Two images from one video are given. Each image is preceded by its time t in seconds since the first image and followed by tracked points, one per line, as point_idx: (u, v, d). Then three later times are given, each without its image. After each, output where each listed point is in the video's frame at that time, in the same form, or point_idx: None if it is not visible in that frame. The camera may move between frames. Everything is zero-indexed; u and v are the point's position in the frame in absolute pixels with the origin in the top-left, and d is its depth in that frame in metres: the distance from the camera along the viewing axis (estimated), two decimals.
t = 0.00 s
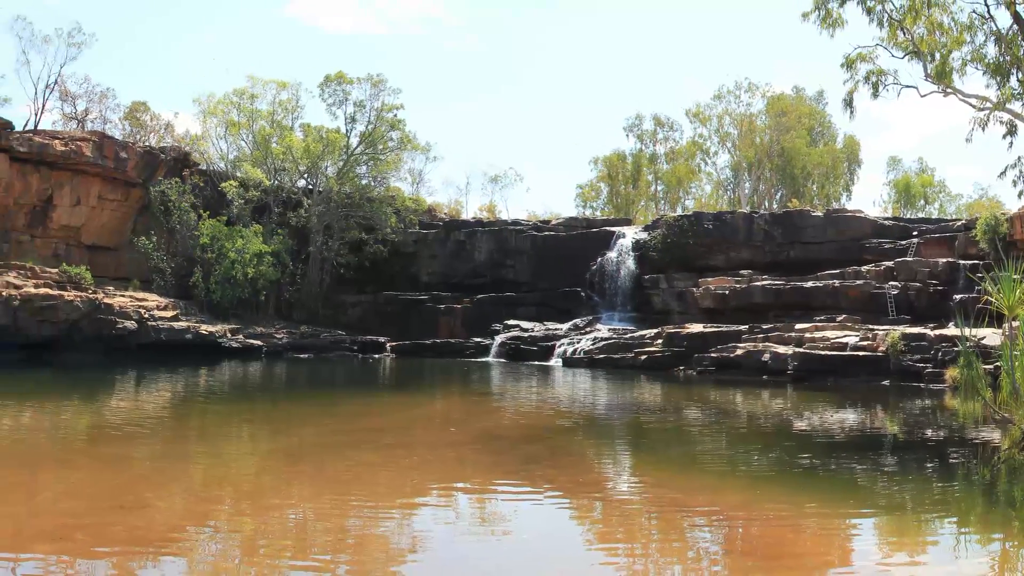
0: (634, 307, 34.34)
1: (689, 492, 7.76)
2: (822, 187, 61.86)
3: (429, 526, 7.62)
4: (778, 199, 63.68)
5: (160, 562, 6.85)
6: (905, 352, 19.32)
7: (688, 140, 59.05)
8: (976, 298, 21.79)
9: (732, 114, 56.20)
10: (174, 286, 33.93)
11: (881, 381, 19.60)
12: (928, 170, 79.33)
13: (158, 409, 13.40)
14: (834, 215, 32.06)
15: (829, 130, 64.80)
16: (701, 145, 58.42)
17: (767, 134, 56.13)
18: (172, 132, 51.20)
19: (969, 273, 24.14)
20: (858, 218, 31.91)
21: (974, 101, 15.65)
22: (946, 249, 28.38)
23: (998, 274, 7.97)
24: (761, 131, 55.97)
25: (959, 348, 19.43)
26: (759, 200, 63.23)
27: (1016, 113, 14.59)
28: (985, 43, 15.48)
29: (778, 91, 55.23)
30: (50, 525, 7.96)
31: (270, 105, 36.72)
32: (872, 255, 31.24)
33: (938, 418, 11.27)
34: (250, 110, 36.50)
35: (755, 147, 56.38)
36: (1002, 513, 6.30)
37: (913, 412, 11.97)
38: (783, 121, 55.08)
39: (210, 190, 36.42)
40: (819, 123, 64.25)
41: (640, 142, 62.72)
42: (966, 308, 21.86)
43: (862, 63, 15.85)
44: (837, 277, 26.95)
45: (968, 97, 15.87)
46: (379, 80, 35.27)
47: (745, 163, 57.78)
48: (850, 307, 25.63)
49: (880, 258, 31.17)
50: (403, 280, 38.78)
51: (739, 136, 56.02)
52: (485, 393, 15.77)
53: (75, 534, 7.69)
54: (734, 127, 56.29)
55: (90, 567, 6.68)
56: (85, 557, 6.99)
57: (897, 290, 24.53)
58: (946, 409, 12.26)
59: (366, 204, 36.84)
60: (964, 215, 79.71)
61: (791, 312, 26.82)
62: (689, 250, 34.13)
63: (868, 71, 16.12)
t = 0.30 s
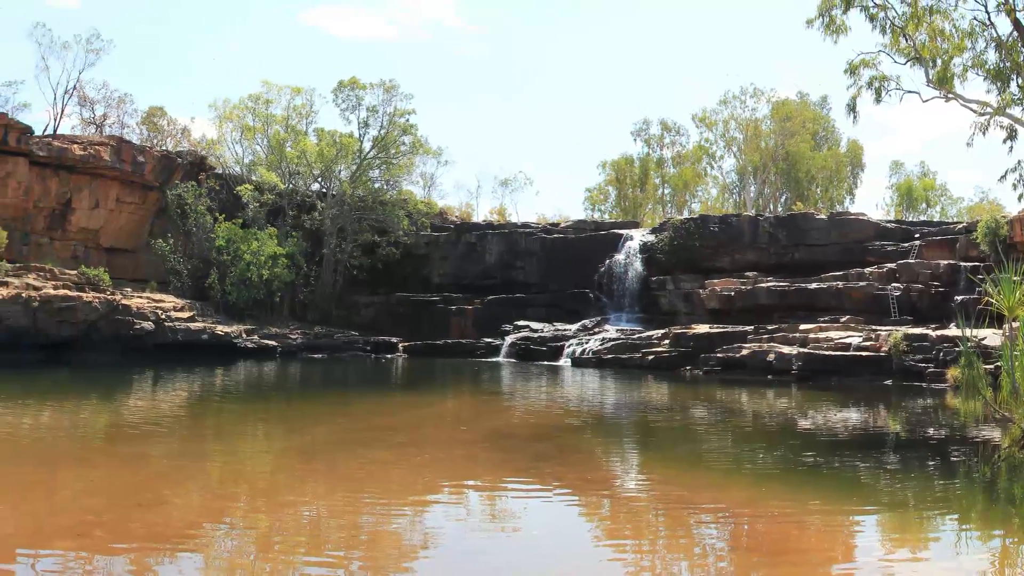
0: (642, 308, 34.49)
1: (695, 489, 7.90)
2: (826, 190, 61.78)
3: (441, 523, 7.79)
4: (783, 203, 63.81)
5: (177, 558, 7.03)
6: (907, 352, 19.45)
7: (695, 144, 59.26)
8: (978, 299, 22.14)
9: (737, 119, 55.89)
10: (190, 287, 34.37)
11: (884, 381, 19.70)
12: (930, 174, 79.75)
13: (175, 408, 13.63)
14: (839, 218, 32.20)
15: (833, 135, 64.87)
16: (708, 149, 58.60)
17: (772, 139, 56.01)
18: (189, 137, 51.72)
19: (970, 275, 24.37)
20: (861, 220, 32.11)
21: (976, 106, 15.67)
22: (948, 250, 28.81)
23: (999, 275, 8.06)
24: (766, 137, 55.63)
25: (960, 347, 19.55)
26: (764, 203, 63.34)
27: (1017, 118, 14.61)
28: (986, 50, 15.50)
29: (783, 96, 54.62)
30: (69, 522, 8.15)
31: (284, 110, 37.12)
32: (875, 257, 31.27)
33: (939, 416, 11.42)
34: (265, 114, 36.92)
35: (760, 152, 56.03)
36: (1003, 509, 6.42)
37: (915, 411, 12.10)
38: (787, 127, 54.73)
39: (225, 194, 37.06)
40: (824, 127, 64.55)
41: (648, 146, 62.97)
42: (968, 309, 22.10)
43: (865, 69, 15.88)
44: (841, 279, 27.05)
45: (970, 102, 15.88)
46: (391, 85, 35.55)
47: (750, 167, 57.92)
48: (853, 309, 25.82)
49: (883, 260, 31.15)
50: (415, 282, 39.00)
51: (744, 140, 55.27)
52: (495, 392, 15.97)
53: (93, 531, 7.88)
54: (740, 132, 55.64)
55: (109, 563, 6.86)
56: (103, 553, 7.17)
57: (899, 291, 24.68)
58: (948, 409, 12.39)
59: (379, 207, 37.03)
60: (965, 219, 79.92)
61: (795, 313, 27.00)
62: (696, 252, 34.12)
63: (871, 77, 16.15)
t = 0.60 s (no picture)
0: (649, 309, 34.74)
1: (702, 486, 8.05)
2: (830, 194, 61.24)
3: (452, 520, 7.97)
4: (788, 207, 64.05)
5: (194, 554, 7.23)
6: (910, 352, 19.48)
7: (701, 148, 59.55)
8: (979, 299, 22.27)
9: (742, 123, 57.10)
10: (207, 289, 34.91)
11: (887, 381, 19.77)
12: (930, 178, 80.51)
13: (192, 407, 13.91)
14: (843, 221, 32.35)
15: (837, 139, 64.86)
16: (713, 153, 58.93)
17: (777, 143, 56.90)
18: (206, 141, 52.26)
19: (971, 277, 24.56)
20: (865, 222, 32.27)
21: (977, 111, 15.74)
22: (950, 252, 28.75)
23: (1000, 277, 8.16)
24: (771, 141, 56.88)
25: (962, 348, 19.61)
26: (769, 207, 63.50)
27: (1017, 122, 14.64)
28: (988, 56, 15.58)
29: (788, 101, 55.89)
30: (88, 519, 8.37)
31: (299, 115, 37.50)
32: (878, 259, 31.25)
33: (940, 416, 11.58)
34: (279, 119, 37.18)
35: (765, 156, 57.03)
36: (1003, 507, 6.56)
37: (918, 410, 12.26)
38: (792, 131, 55.82)
39: (241, 197, 37.37)
40: (827, 131, 64.43)
41: (655, 150, 63.28)
42: (970, 309, 22.37)
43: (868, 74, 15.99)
44: (844, 280, 27.17)
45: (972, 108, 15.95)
46: (404, 91, 35.87)
47: (755, 171, 58.17)
48: (857, 311, 25.82)
49: (886, 262, 31.21)
50: (426, 283, 39.24)
51: (750, 145, 56.69)
52: (505, 391, 16.19)
53: (112, 527, 8.10)
54: (744, 136, 57.05)
55: (128, 558, 7.07)
56: (122, 549, 7.38)
57: (902, 293, 24.65)
58: (949, 408, 12.57)
59: (392, 210, 37.28)
60: (966, 222, 80.27)
61: (799, 313, 27.12)
62: (703, 254, 34.23)
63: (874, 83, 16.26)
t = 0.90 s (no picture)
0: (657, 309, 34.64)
1: (709, 484, 8.20)
2: (834, 197, 62.01)
3: (463, 517, 8.15)
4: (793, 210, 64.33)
5: (211, 550, 7.43)
6: (912, 352, 19.49)
7: (707, 152, 59.82)
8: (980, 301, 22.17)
9: (748, 128, 57.27)
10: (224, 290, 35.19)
11: (888, 380, 19.78)
12: (932, 183, 81.21)
13: (208, 406, 14.17)
14: (847, 224, 32.50)
15: (841, 143, 65.31)
16: (720, 158, 59.24)
17: (781, 148, 56.95)
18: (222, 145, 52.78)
19: (971, 279, 24.40)
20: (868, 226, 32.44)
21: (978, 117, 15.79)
22: (951, 255, 28.44)
23: (1000, 279, 8.26)
24: (775, 145, 56.77)
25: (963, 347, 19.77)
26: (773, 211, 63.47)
27: (1017, 127, 14.69)
28: (988, 62, 15.63)
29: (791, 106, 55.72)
30: (107, 516, 8.61)
31: (313, 120, 37.88)
32: (881, 261, 31.51)
33: (942, 415, 11.73)
34: (295, 125, 37.71)
35: (770, 160, 57.00)
36: (1004, 504, 6.70)
37: (919, 410, 12.46)
38: (797, 136, 55.81)
39: (257, 200, 37.41)
40: (831, 136, 64.95)
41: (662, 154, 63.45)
42: (970, 310, 22.65)
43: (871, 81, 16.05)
44: (848, 282, 27.40)
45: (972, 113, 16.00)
46: (416, 96, 36.12)
47: (760, 175, 58.43)
48: (860, 311, 26.15)
49: (890, 264, 31.39)
50: (438, 284, 39.52)
51: (755, 149, 56.86)
52: (516, 390, 16.39)
53: (130, 524, 8.32)
54: (750, 141, 57.22)
55: (147, 554, 7.29)
56: (139, 545, 7.59)
57: (904, 294, 24.82)
58: (951, 407, 12.76)
59: (405, 213, 37.44)
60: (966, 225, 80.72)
61: (804, 314, 27.39)
62: (709, 256, 34.30)
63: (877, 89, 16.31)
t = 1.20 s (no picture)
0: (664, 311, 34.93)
1: (715, 482, 8.35)
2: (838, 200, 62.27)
3: (475, 514, 8.35)
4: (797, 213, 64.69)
5: (227, 547, 7.64)
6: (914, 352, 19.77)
7: (713, 157, 60.16)
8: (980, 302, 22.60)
9: (753, 133, 56.85)
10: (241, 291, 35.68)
11: (892, 380, 19.91)
12: (934, 187, 81.82)
13: (225, 405, 14.45)
14: (850, 227, 32.30)
15: (844, 148, 65.77)
16: (726, 162, 59.63)
17: (786, 152, 56.52)
18: (238, 150, 53.33)
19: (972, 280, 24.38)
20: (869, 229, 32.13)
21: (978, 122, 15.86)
22: (952, 257, 28.86)
23: (1000, 280, 8.35)
24: (780, 150, 56.36)
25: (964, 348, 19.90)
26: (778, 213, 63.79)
27: (1016, 132, 14.77)
28: (988, 68, 15.72)
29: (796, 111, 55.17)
30: (126, 513, 8.86)
31: (328, 125, 38.26)
32: (884, 264, 31.53)
33: (943, 414, 11.87)
34: (310, 129, 38.25)
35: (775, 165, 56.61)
36: (1005, 501, 6.85)
37: (921, 408, 12.62)
38: (801, 141, 55.39)
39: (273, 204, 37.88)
40: (835, 141, 65.44)
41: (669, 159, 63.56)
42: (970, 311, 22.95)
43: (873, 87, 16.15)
44: (851, 283, 27.52)
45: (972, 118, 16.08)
46: (429, 102, 36.40)
47: (765, 179, 58.82)
48: (863, 313, 26.23)
49: (891, 267, 31.50)
50: (449, 286, 39.76)
51: (760, 153, 56.21)
52: (525, 390, 16.57)
53: (149, 521, 8.55)
54: (755, 146, 56.70)
55: (165, 550, 7.51)
56: (157, 542, 7.81)
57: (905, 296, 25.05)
58: (952, 406, 12.89)
59: (417, 216, 37.72)
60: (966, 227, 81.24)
61: (809, 315, 27.50)
62: (714, 258, 34.43)
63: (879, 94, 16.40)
